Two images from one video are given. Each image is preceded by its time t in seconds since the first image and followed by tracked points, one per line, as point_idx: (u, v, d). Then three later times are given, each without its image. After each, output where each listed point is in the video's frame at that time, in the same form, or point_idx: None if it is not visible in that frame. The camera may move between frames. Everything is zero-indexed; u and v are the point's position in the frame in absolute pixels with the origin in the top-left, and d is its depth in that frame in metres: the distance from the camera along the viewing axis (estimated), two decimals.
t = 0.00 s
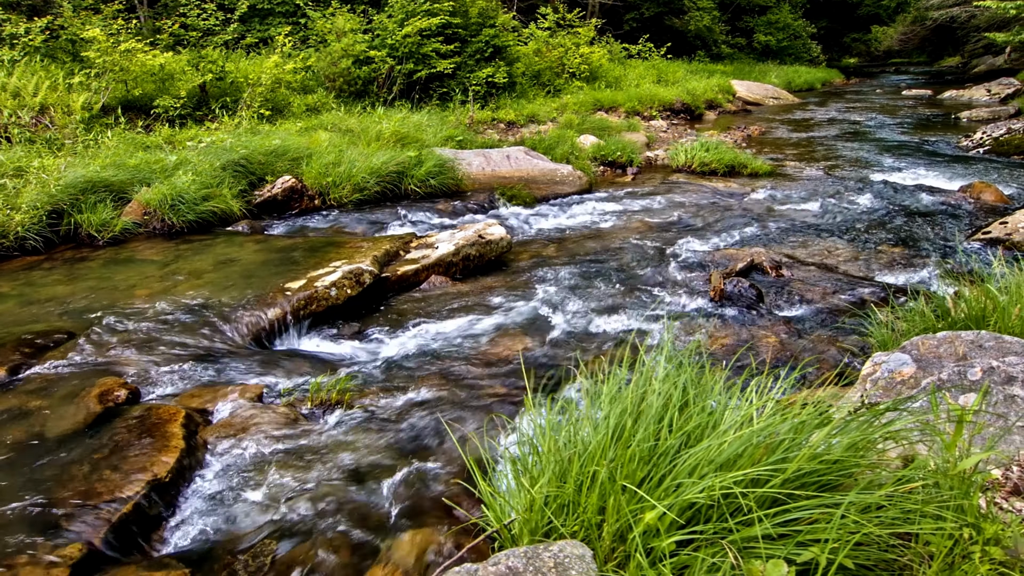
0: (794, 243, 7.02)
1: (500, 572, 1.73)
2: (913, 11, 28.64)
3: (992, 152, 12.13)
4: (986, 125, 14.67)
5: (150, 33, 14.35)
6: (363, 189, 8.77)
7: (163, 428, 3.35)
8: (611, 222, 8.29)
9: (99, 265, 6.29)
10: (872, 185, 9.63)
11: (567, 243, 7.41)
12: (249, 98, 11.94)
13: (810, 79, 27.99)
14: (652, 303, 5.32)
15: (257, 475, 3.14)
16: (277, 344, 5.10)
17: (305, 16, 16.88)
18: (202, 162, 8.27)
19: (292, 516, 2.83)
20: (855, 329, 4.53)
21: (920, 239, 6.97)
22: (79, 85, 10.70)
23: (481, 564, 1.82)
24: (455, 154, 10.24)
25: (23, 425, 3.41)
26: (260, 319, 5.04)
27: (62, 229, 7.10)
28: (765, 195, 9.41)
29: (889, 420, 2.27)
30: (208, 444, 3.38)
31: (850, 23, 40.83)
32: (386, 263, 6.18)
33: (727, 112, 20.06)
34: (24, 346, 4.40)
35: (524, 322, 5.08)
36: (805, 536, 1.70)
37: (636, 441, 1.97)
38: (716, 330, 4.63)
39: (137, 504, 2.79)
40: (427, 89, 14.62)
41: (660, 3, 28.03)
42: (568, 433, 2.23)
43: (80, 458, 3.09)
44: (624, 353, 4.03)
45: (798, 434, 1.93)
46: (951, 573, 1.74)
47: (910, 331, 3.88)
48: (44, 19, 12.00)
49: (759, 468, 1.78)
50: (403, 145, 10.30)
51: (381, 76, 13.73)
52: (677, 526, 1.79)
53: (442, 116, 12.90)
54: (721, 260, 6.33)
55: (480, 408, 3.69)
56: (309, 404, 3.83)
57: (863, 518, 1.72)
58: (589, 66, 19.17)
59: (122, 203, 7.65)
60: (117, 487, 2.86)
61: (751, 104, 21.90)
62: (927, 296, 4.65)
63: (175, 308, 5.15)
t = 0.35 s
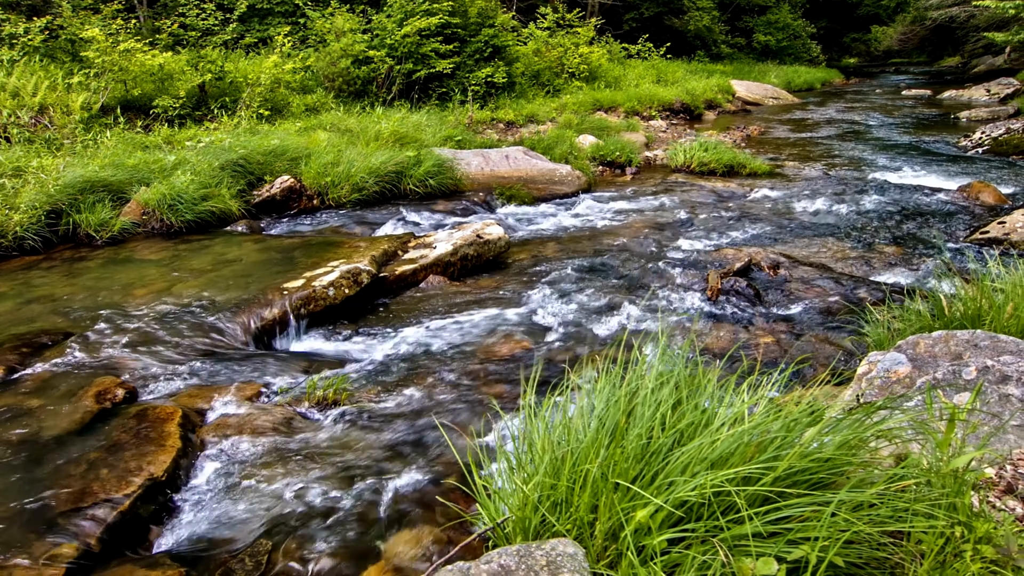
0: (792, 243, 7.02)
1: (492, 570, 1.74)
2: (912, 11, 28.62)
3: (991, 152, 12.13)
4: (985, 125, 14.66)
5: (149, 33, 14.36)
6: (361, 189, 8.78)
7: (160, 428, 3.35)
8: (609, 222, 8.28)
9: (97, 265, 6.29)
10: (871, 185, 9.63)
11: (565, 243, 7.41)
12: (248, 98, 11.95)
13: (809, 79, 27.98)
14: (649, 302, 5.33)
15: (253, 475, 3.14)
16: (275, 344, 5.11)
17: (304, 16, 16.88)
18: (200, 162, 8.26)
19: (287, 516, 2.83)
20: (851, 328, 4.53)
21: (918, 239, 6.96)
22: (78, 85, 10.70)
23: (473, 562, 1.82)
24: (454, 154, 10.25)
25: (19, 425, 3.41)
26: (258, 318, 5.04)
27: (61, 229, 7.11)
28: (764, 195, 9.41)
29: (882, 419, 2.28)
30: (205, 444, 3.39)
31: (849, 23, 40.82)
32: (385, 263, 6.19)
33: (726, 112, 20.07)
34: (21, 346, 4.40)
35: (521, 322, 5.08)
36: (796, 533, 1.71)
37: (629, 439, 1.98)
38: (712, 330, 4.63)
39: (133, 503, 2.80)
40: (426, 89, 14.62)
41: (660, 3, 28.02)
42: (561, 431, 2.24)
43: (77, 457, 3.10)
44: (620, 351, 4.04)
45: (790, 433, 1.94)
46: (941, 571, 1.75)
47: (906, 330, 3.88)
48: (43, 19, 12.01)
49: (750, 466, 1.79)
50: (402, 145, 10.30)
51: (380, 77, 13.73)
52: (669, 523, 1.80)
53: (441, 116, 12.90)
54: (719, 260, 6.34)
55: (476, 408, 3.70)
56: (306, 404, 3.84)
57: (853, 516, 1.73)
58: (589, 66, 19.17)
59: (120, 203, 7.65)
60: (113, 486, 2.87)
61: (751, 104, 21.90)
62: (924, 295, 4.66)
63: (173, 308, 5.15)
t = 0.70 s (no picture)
0: (790, 243, 7.02)
1: (486, 569, 1.75)
2: (912, 11, 28.59)
3: (989, 152, 12.13)
4: (984, 125, 14.66)
5: (148, 33, 14.36)
6: (360, 189, 8.78)
7: (158, 427, 3.36)
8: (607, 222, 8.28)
9: (96, 265, 6.29)
10: (870, 185, 9.62)
11: (564, 243, 7.41)
12: (247, 98, 11.95)
13: (809, 79, 27.97)
14: (646, 303, 5.32)
15: (251, 475, 3.15)
16: (273, 344, 5.11)
17: (304, 16, 16.88)
18: (199, 162, 8.26)
19: (284, 514, 2.84)
20: (848, 328, 4.53)
21: (916, 239, 6.96)
22: (78, 85, 10.71)
23: (468, 561, 1.83)
24: (453, 154, 10.23)
25: (18, 424, 3.42)
26: (256, 318, 5.05)
27: (59, 229, 7.11)
28: (762, 195, 9.41)
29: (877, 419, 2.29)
30: (203, 444, 3.38)
31: (849, 23, 40.84)
32: (383, 263, 6.19)
33: (726, 112, 20.07)
34: (20, 345, 4.40)
35: (519, 322, 5.08)
36: (788, 532, 1.71)
37: (623, 438, 1.99)
38: (710, 330, 4.63)
39: (131, 502, 2.81)
40: (426, 89, 14.61)
41: (660, 2, 27.99)
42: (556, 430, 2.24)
43: (74, 457, 3.10)
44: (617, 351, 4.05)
45: (783, 432, 1.95)
46: (935, 570, 1.76)
47: (903, 330, 3.88)
48: (42, 20, 12.01)
49: (744, 465, 1.80)
50: (401, 145, 10.31)
51: (380, 77, 13.74)
52: (662, 522, 1.81)
53: (441, 116, 12.90)
54: (717, 260, 6.34)
55: (473, 407, 3.70)
56: (304, 403, 3.84)
57: (846, 516, 1.74)
58: (589, 66, 19.17)
59: (119, 203, 7.66)
60: (110, 485, 2.87)
61: (750, 104, 21.91)
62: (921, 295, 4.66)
63: (171, 308, 5.15)
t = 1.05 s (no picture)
0: (789, 243, 7.02)
1: (481, 567, 1.76)
2: (911, 12, 28.58)
3: (989, 152, 12.13)
4: (983, 125, 14.66)
5: (147, 33, 14.36)
6: (359, 188, 8.79)
7: (156, 426, 3.37)
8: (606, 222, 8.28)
9: (94, 265, 6.29)
10: (869, 185, 9.62)
11: (562, 243, 7.41)
12: (246, 98, 11.95)
13: (809, 79, 27.97)
14: (644, 303, 5.32)
15: (248, 473, 3.16)
16: (270, 344, 5.11)
17: (303, 16, 16.88)
18: (198, 162, 8.27)
19: (280, 513, 2.84)
20: (845, 327, 4.53)
21: (915, 239, 6.97)
22: (77, 85, 10.70)
23: (463, 560, 1.84)
24: (452, 154, 10.22)
25: (16, 423, 3.43)
26: (255, 318, 5.05)
27: (58, 229, 7.12)
28: (761, 195, 9.41)
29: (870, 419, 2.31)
30: (200, 443, 3.39)
31: (849, 23, 40.84)
32: (381, 262, 6.19)
33: (725, 112, 20.08)
34: (18, 345, 4.41)
35: (516, 322, 5.09)
36: (781, 531, 1.72)
37: (618, 437, 1.99)
38: (707, 330, 4.63)
39: (128, 500, 2.81)
40: (425, 89, 14.61)
41: (660, 2, 27.97)
42: (551, 430, 2.24)
43: (73, 455, 3.11)
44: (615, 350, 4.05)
45: (776, 431, 1.95)
46: (927, 569, 1.76)
47: (899, 330, 3.89)
48: (42, 20, 12.01)
49: (737, 464, 1.80)
50: (400, 145, 10.31)
51: (379, 77, 13.75)
52: (657, 521, 1.81)
53: (440, 116, 12.90)
54: (715, 260, 6.34)
55: (470, 406, 3.71)
56: (301, 403, 3.85)
57: (838, 514, 1.74)
58: (588, 66, 19.17)
59: (118, 203, 7.66)
60: (108, 484, 2.88)
61: (750, 104, 21.91)
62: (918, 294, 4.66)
63: (169, 308, 5.16)
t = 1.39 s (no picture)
0: (788, 243, 7.03)
1: (475, 565, 1.76)
2: (911, 12, 28.55)
3: (988, 152, 12.13)
4: (983, 125, 14.65)
5: (147, 33, 14.37)
6: (358, 188, 8.79)
7: (154, 425, 3.38)
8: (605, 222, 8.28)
9: (93, 265, 6.30)
10: (868, 185, 9.62)
11: (561, 243, 7.42)
12: (246, 98, 11.96)
13: (809, 79, 27.95)
14: (642, 303, 5.32)
15: (246, 472, 3.16)
16: (268, 344, 5.12)
17: (302, 16, 16.89)
18: (197, 162, 8.27)
19: (277, 512, 2.85)
20: (842, 327, 4.54)
21: (913, 239, 6.97)
22: (76, 85, 10.70)
23: (457, 558, 1.84)
24: (451, 154, 10.21)
25: (15, 422, 3.44)
26: (253, 317, 5.06)
27: (57, 229, 7.13)
28: (760, 195, 9.42)
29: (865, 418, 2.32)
30: (199, 442, 3.39)
31: (849, 23, 40.82)
32: (380, 262, 6.19)
33: (725, 112, 20.09)
34: (17, 344, 4.42)
35: (514, 322, 5.09)
36: (774, 530, 1.72)
37: (613, 436, 1.99)
38: (705, 330, 4.64)
39: (126, 500, 2.82)
40: (424, 89, 14.60)
41: (660, 2, 27.96)
42: (547, 429, 2.24)
43: (71, 454, 3.12)
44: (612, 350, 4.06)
45: (770, 430, 1.96)
46: (920, 568, 1.77)
47: (896, 329, 3.90)
48: (42, 20, 12.02)
49: (730, 462, 1.81)
50: (399, 145, 10.31)
51: (378, 77, 13.76)
52: (650, 519, 1.81)
53: (439, 116, 12.90)
54: (714, 260, 6.34)
55: (468, 405, 3.72)
56: (299, 402, 3.86)
57: (831, 513, 1.75)
58: (587, 66, 19.17)
59: (117, 203, 7.67)
60: (106, 483, 2.89)
61: (749, 104, 21.90)
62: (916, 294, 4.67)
63: (168, 308, 5.16)
